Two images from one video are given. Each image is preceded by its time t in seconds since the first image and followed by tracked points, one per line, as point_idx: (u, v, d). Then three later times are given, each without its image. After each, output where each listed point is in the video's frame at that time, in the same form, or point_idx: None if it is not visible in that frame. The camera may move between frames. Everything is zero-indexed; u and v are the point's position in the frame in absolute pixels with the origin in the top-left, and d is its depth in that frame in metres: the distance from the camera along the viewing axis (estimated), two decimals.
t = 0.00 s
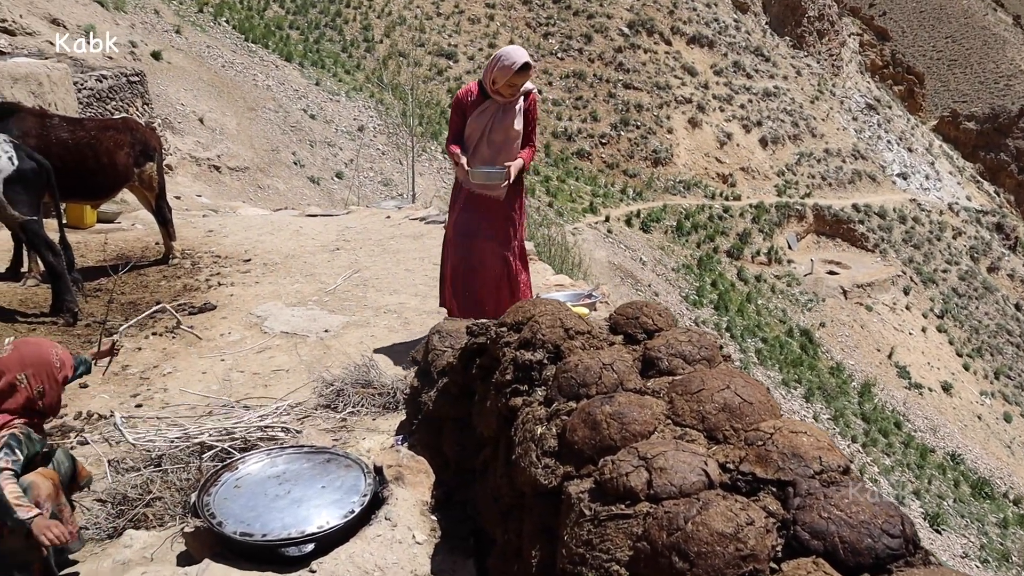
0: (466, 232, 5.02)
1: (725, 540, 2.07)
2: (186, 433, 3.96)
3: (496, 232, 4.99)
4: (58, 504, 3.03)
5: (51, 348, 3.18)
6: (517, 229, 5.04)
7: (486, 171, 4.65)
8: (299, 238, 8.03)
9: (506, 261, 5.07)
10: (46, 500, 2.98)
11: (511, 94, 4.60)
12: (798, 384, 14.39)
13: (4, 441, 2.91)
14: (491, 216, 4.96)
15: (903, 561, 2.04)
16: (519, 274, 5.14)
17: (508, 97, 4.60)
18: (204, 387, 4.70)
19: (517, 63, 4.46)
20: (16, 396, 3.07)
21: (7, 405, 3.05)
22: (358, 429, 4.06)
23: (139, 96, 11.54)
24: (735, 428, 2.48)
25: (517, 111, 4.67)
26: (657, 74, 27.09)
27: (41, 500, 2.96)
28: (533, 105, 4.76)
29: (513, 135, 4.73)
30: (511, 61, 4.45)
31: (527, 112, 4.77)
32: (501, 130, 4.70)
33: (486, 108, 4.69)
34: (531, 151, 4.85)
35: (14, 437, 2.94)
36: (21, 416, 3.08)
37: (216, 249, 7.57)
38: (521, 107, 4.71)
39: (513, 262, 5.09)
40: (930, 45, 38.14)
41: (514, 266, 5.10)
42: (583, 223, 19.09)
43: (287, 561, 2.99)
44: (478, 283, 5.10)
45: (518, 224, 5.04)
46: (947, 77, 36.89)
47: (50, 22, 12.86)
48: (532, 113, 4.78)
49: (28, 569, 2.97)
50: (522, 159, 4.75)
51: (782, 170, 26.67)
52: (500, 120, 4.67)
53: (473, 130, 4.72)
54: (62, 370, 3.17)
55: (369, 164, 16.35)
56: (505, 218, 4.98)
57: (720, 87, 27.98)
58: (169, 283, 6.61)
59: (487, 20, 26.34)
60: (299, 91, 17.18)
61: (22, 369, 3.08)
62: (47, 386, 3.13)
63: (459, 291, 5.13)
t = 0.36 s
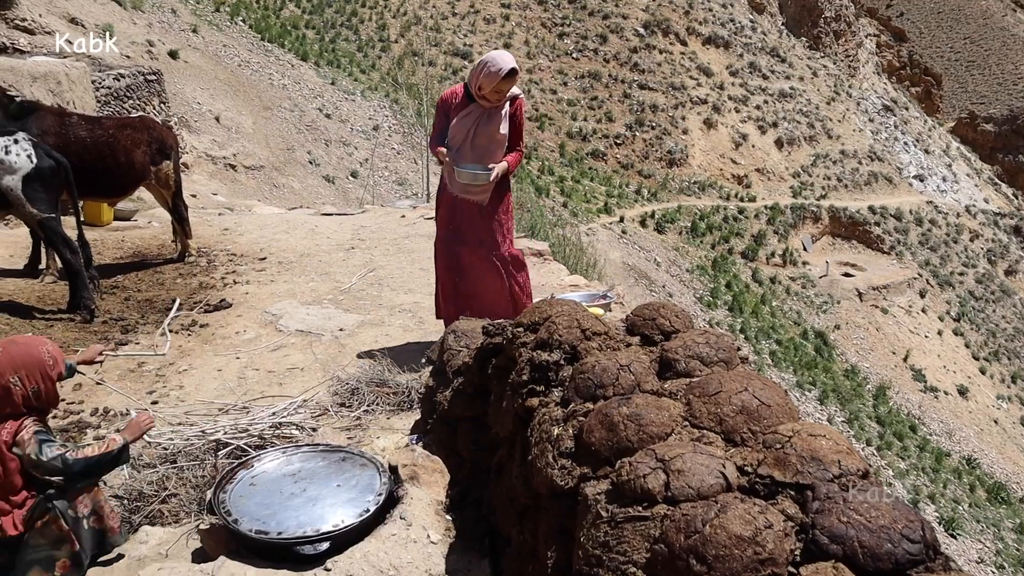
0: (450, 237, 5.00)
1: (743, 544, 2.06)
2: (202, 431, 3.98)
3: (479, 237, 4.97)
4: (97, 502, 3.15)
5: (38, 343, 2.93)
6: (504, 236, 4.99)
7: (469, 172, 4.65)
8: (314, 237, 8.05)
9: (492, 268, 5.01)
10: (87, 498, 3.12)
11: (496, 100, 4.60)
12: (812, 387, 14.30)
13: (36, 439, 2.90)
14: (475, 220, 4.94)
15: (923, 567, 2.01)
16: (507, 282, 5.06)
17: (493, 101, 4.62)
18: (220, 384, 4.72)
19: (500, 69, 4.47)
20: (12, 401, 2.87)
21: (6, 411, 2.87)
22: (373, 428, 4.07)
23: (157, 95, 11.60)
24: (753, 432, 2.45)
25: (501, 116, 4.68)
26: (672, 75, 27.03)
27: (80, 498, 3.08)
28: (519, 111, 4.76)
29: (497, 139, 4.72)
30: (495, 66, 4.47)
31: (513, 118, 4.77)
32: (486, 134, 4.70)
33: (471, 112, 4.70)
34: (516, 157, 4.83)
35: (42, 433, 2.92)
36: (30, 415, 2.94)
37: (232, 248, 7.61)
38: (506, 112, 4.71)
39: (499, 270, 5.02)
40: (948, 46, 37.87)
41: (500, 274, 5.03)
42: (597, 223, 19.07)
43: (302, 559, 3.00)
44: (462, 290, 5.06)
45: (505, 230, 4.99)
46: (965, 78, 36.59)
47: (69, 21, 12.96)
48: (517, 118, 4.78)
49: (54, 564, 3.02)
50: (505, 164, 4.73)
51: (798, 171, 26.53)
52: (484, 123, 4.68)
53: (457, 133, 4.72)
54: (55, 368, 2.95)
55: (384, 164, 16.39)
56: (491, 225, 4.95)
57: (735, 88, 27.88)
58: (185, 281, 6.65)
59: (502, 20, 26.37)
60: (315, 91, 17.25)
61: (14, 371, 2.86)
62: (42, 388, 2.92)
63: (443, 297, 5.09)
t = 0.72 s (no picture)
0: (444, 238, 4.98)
1: (761, 546, 2.04)
2: (218, 428, 4.00)
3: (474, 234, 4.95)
4: (119, 503, 3.16)
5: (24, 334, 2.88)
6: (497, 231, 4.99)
7: (463, 170, 4.62)
8: (330, 235, 8.08)
9: (488, 264, 5.01)
10: (112, 498, 3.13)
11: (480, 98, 4.60)
12: (827, 389, 14.20)
13: (51, 424, 2.89)
14: (468, 218, 4.92)
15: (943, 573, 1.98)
16: (504, 277, 5.06)
17: (478, 99, 4.61)
18: (236, 381, 4.74)
19: (483, 66, 4.47)
20: (10, 395, 2.84)
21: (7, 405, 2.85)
22: (388, 427, 4.07)
23: (174, 93, 11.66)
24: (772, 434, 2.43)
25: (485, 113, 4.68)
26: (688, 75, 26.95)
27: (103, 498, 3.10)
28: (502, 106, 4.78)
29: (485, 136, 4.72)
30: (477, 63, 4.47)
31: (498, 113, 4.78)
32: (473, 133, 4.69)
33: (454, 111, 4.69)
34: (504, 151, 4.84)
35: (55, 417, 2.91)
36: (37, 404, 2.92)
37: (248, 246, 7.64)
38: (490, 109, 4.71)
39: (496, 266, 5.02)
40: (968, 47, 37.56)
41: (497, 269, 5.03)
42: (612, 223, 19.03)
43: (316, 557, 2.99)
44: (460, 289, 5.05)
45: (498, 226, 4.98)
46: (984, 79, 36.25)
47: (89, 20, 13.06)
48: (500, 115, 4.80)
49: (70, 560, 3.03)
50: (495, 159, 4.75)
51: (815, 172, 26.37)
52: (471, 121, 4.67)
53: (444, 133, 4.70)
54: (46, 355, 2.91)
55: (399, 162, 16.42)
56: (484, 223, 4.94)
57: (752, 88, 27.76)
58: (202, 278, 6.68)
59: (518, 20, 26.39)
60: (331, 90, 17.31)
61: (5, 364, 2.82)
62: (36, 377, 2.88)
63: (441, 299, 5.07)
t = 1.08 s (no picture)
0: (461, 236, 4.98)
1: (781, 551, 2.01)
2: (234, 425, 4.01)
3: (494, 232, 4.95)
4: (129, 495, 3.17)
5: (40, 326, 2.96)
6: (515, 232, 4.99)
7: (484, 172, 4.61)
8: (346, 234, 8.09)
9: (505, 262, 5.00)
10: (122, 491, 3.15)
11: (492, 99, 4.58)
12: (843, 391, 14.10)
13: (62, 409, 2.98)
14: (488, 217, 4.92)
15: None
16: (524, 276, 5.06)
17: (491, 100, 4.58)
18: (252, 379, 4.76)
19: (495, 65, 4.44)
20: (25, 386, 2.91)
21: (22, 396, 2.92)
22: (403, 426, 4.07)
23: (192, 92, 11.73)
24: (791, 436, 2.40)
25: (499, 113, 4.66)
26: (705, 74, 26.85)
27: (113, 491, 3.11)
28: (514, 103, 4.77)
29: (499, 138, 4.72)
30: (487, 62, 4.43)
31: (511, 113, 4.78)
32: (489, 133, 4.68)
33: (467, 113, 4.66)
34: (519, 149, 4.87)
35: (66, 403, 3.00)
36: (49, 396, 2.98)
37: (264, 244, 7.67)
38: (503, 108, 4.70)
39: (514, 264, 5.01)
40: (988, 47, 37.22)
41: (515, 269, 5.03)
42: (628, 223, 18.99)
43: (331, 556, 2.99)
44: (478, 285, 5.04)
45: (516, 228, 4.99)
46: (1005, 79, 35.93)
47: (109, 19, 13.14)
48: (511, 113, 4.79)
49: (85, 554, 3.05)
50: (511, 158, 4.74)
51: (832, 173, 26.20)
52: (485, 122, 4.64)
53: (460, 137, 4.67)
54: (62, 347, 2.98)
55: (415, 161, 16.45)
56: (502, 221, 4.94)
57: (769, 88, 27.64)
58: (218, 276, 6.71)
59: (535, 19, 26.39)
60: (348, 88, 17.36)
61: (22, 357, 2.89)
62: (53, 369, 2.96)
63: (464, 300, 5.05)
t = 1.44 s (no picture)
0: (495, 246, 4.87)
1: (802, 556, 1.99)
2: (251, 423, 4.02)
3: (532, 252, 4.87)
4: (154, 496, 3.18)
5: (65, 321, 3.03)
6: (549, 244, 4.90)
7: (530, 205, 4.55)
8: (363, 233, 8.11)
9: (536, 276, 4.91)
10: (148, 491, 3.16)
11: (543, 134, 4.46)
12: (861, 393, 13.98)
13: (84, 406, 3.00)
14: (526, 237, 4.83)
15: None
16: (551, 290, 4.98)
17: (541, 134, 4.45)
18: (269, 377, 4.78)
19: (551, 105, 4.30)
20: (50, 379, 2.96)
21: (46, 389, 2.97)
22: (420, 425, 4.07)
23: (210, 91, 11.81)
24: (812, 440, 2.37)
25: (548, 146, 4.55)
26: (722, 74, 26.74)
27: (139, 492, 3.12)
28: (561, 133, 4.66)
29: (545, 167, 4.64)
30: (544, 102, 4.29)
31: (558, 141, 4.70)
32: (536, 164, 4.58)
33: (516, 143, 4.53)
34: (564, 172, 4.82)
35: (89, 400, 3.02)
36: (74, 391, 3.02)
37: (281, 242, 7.70)
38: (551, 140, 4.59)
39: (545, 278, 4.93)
40: (1010, 46, 36.75)
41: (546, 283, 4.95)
42: (644, 223, 18.92)
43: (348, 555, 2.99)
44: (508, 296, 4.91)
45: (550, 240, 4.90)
46: None
47: (129, 19, 13.21)
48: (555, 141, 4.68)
49: (105, 551, 3.06)
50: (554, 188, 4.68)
51: (850, 173, 26.01)
52: (533, 154, 4.54)
53: (507, 168, 4.56)
54: (85, 342, 3.04)
55: (432, 160, 16.47)
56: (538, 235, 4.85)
57: (787, 88, 27.48)
58: (236, 274, 6.74)
59: (552, 18, 26.37)
60: (365, 87, 17.40)
61: (48, 349, 2.95)
62: (77, 363, 3.01)
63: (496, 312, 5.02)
